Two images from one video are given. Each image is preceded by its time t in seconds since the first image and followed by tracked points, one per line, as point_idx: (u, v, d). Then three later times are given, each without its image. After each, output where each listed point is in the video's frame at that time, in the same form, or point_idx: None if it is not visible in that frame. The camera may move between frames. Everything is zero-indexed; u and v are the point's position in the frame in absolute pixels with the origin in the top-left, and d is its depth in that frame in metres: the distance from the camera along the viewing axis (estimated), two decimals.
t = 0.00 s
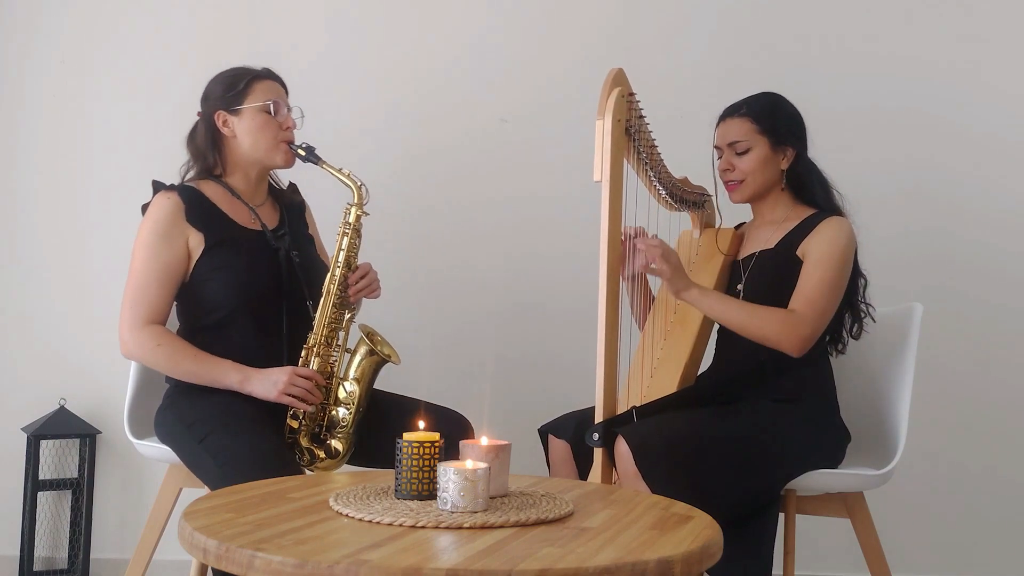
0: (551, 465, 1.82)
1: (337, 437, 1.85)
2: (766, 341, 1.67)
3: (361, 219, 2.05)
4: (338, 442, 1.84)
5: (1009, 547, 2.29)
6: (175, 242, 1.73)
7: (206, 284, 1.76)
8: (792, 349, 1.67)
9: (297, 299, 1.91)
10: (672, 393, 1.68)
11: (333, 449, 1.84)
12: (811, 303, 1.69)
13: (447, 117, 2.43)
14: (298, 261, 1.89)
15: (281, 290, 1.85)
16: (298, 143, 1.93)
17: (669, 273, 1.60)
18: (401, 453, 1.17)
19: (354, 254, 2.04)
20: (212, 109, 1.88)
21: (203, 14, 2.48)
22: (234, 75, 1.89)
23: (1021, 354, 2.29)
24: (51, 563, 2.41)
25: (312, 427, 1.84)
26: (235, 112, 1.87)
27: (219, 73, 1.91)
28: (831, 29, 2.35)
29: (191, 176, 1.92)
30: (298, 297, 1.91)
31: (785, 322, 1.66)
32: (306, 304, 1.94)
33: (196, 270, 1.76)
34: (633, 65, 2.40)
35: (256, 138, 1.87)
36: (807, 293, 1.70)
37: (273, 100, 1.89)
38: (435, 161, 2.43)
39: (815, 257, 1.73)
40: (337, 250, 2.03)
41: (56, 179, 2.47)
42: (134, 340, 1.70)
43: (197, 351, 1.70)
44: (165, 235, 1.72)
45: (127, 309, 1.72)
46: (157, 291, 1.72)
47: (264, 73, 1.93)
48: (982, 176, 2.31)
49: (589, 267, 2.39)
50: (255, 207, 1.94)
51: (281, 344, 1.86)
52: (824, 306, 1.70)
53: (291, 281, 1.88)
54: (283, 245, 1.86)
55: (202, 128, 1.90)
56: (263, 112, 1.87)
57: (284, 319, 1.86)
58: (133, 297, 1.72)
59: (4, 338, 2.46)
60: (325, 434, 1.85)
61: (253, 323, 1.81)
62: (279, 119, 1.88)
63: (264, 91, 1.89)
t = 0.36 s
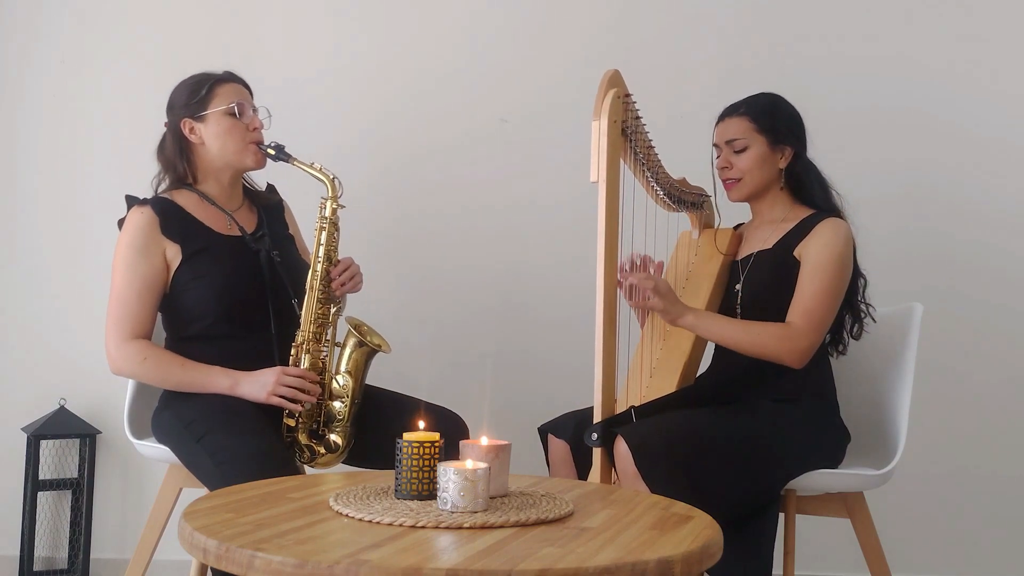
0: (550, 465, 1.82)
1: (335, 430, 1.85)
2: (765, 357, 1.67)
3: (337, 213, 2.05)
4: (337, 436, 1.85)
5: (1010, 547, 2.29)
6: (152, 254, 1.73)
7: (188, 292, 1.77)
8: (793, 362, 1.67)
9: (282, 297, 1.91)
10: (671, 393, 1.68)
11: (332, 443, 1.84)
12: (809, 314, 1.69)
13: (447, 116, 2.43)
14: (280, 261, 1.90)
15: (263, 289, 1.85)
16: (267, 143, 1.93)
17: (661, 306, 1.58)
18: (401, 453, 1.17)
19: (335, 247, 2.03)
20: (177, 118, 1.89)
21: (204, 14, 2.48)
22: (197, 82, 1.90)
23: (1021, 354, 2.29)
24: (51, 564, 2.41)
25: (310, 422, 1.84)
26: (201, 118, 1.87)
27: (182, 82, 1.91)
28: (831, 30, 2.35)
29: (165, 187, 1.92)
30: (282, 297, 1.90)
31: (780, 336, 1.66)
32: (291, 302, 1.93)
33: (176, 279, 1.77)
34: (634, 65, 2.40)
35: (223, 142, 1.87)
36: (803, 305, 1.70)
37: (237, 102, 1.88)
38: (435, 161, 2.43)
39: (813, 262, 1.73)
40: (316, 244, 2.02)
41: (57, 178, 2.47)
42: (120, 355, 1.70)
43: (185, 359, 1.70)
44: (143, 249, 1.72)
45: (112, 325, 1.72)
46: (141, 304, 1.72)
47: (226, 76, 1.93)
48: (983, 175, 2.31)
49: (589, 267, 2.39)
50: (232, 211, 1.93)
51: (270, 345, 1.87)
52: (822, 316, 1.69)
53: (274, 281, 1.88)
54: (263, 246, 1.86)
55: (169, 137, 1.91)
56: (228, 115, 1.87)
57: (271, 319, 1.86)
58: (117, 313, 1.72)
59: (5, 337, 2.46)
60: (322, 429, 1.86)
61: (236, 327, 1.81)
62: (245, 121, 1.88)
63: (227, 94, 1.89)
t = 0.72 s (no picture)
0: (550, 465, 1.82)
1: (334, 428, 1.85)
2: (772, 346, 1.68)
3: (329, 211, 2.05)
4: (336, 434, 1.84)
5: (1010, 547, 2.29)
6: (147, 259, 1.73)
7: (184, 295, 1.77)
8: (801, 350, 1.69)
9: (278, 299, 1.91)
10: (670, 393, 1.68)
11: (331, 441, 1.84)
12: (813, 301, 1.70)
13: (447, 116, 2.43)
14: (273, 262, 1.91)
15: (257, 290, 1.84)
16: (257, 145, 1.93)
17: (661, 297, 1.66)
18: (401, 453, 1.17)
19: (327, 247, 2.04)
20: (166, 123, 1.89)
21: (204, 15, 2.48)
22: (185, 87, 1.90)
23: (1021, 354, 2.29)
24: (51, 564, 2.41)
25: (309, 420, 1.84)
26: (191, 122, 1.88)
27: (170, 88, 1.92)
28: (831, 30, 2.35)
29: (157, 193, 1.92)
30: (277, 297, 1.90)
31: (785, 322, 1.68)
32: (286, 302, 1.94)
33: (171, 282, 1.77)
34: (633, 65, 2.40)
35: (214, 145, 1.88)
36: (809, 292, 1.71)
37: (226, 105, 1.89)
38: (435, 161, 2.43)
39: (815, 254, 1.73)
40: (308, 244, 2.03)
41: (57, 179, 2.47)
42: (118, 361, 1.70)
43: (182, 362, 1.71)
44: (138, 255, 1.72)
45: (109, 331, 1.72)
46: (138, 309, 1.73)
47: (214, 81, 1.93)
48: (982, 176, 2.31)
49: (589, 267, 2.39)
50: (224, 214, 1.93)
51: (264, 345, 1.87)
52: (827, 304, 1.71)
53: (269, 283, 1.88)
54: (256, 247, 1.86)
55: (158, 142, 1.91)
56: (217, 119, 1.88)
57: (267, 319, 1.86)
58: (114, 320, 1.72)
59: (5, 337, 2.46)
60: (321, 427, 1.85)
61: (230, 328, 1.81)
62: (234, 124, 1.89)
63: (216, 98, 1.90)
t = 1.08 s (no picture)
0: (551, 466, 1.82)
1: (333, 428, 1.85)
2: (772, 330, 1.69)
3: (335, 211, 2.04)
4: (335, 433, 1.85)
5: (1010, 547, 2.29)
6: (153, 252, 1.74)
7: (189, 290, 1.77)
8: (799, 335, 1.69)
9: (281, 297, 1.90)
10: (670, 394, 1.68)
11: (331, 441, 1.84)
12: (812, 287, 1.70)
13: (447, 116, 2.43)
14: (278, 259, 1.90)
15: (262, 287, 1.85)
16: (266, 143, 1.92)
17: (670, 266, 1.64)
18: (401, 453, 1.17)
19: (332, 246, 2.02)
20: (177, 118, 1.90)
21: (204, 15, 2.48)
22: (198, 82, 1.91)
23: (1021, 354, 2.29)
24: (51, 564, 2.41)
25: (308, 419, 1.84)
26: (201, 117, 1.88)
27: (183, 82, 1.92)
28: (831, 30, 2.35)
29: (165, 186, 1.93)
30: (281, 296, 1.90)
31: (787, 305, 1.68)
32: (289, 300, 1.93)
33: (177, 277, 1.77)
34: (634, 65, 2.40)
35: (222, 141, 1.87)
36: (808, 278, 1.71)
37: (236, 102, 1.89)
38: (436, 161, 2.43)
39: (813, 249, 1.74)
40: (313, 243, 2.01)
41: (57, 178, 2.47)
42: (122, 352, 1.70)
43: (184, 356, 1.71)
44: (144, 248, 1.73)
45: (114, 322, 1.73)
46: (143, 301, 1.73)
47: (227, 77, 1.93)
48: (982, 175, 2.31)
49: (589, 267, 2.39)
50: (231, 210, 1.93)
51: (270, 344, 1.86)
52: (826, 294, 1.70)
53: (274, 280, 1.88)
54: (262, 244, 1.86)
55: (169, 137, 1.92)
56: (227, 115, 1.88)
57: (270, 318, 1.86)
58: (119, 311, 1.72)
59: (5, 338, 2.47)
60: (321, 426, 1.86)
61: (236, 324, 1.81)
62: (244, 121, 1.89)
63: (227, 94, 1.89)
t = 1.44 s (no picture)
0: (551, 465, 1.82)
1: (333, 435, 1.84)
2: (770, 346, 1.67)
3: (357, 219, 2.06)
4: (335, 441, 1.84)
5: (1010, 547, 2.29)
6: (173, 243, 1.74)
7: (204, 284, 1.77)
8: (799, 354, 1.68)
9: (296, 299, 1.91)
10: (670, 395, 1.68)
11: (330, 448, 1.83)
12: (813, 304, 1.69)
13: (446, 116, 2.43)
14: (296, 263, 1.90)
15: (277, 287, 1.85)
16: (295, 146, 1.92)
17: (664, 298, 1.63)
18: (401, 454, 1.17)
19: (350, 254, 2.05)
20: (210, 113, 1.90)
21: (202, 15, 2.48)
22: (234, 80, 1.91)
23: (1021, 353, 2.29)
24: (51, 564, 2.41)
25: (309, 424, 1.84)
26: (234, 115, 1.88)
27: (220, 79, 1.92)
28: (830, 30, 2.35)
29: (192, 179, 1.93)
30: (295, 297, 1.91)
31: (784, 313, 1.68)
32: (304, 303, 1.94)
33: (195, 270, 1.77)
34: (633, 65, 2.40)
35: (253, 141, 1.88)
36: (808, 294, 1.70)
37: (270, 103, 1.89)
38: (435, 161, 2.43)
39: (812, 256, 1.73)
40: (332, 250, 2.04)
41: (56, 178, 2.47)
42: (132, 340, 1.70)
43: (195, 351, 1.71)
44: (163, 236, 1.73)
45: (126, 308, 1.72)
46: (157, 292, 1.73)
47: (263, 77, 1.93)
48: (982, 175, 2.31)
49: (589, 266, 2.39)
50: (254, 209, 1.94)
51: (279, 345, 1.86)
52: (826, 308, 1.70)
53: (290, 282, 1.89)
54: (281, 246, 1.86)
55: (201, 131, 1.92)
56: (260, 115, 1.87)
57: (281, 322, 1.86)
58: (132, 299, 1.72)
59: (4, 338, 2.46)
60: (321, 432, 1.85)
61: (247, 323, 1.81)
62: (276, 122, 1.88)
63: (261, 94, 1.89)
